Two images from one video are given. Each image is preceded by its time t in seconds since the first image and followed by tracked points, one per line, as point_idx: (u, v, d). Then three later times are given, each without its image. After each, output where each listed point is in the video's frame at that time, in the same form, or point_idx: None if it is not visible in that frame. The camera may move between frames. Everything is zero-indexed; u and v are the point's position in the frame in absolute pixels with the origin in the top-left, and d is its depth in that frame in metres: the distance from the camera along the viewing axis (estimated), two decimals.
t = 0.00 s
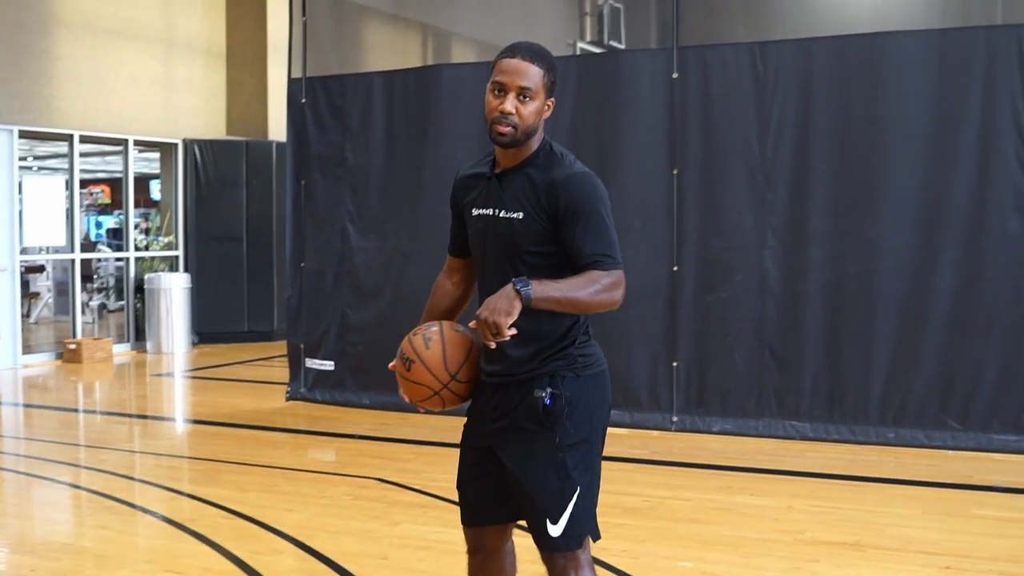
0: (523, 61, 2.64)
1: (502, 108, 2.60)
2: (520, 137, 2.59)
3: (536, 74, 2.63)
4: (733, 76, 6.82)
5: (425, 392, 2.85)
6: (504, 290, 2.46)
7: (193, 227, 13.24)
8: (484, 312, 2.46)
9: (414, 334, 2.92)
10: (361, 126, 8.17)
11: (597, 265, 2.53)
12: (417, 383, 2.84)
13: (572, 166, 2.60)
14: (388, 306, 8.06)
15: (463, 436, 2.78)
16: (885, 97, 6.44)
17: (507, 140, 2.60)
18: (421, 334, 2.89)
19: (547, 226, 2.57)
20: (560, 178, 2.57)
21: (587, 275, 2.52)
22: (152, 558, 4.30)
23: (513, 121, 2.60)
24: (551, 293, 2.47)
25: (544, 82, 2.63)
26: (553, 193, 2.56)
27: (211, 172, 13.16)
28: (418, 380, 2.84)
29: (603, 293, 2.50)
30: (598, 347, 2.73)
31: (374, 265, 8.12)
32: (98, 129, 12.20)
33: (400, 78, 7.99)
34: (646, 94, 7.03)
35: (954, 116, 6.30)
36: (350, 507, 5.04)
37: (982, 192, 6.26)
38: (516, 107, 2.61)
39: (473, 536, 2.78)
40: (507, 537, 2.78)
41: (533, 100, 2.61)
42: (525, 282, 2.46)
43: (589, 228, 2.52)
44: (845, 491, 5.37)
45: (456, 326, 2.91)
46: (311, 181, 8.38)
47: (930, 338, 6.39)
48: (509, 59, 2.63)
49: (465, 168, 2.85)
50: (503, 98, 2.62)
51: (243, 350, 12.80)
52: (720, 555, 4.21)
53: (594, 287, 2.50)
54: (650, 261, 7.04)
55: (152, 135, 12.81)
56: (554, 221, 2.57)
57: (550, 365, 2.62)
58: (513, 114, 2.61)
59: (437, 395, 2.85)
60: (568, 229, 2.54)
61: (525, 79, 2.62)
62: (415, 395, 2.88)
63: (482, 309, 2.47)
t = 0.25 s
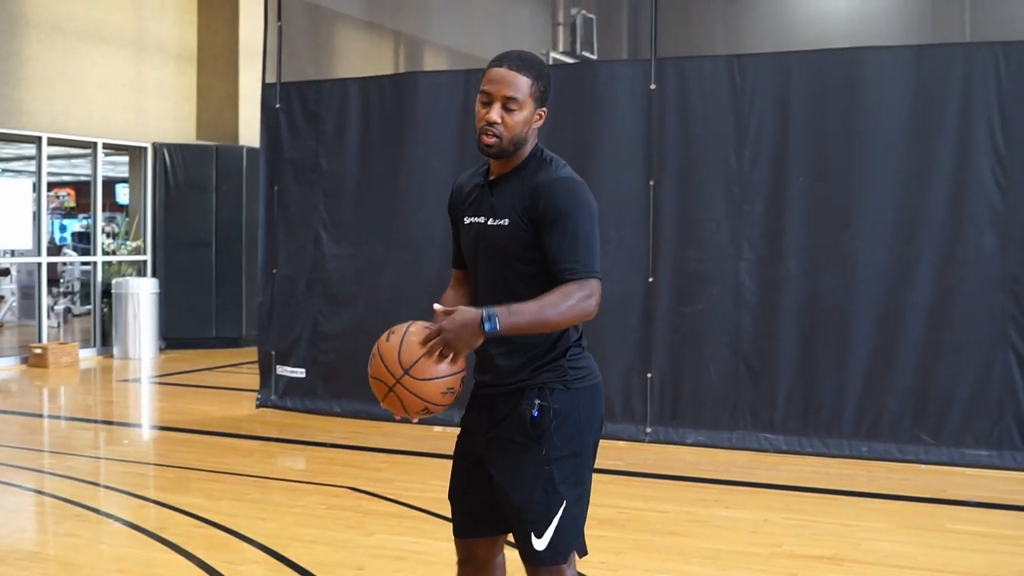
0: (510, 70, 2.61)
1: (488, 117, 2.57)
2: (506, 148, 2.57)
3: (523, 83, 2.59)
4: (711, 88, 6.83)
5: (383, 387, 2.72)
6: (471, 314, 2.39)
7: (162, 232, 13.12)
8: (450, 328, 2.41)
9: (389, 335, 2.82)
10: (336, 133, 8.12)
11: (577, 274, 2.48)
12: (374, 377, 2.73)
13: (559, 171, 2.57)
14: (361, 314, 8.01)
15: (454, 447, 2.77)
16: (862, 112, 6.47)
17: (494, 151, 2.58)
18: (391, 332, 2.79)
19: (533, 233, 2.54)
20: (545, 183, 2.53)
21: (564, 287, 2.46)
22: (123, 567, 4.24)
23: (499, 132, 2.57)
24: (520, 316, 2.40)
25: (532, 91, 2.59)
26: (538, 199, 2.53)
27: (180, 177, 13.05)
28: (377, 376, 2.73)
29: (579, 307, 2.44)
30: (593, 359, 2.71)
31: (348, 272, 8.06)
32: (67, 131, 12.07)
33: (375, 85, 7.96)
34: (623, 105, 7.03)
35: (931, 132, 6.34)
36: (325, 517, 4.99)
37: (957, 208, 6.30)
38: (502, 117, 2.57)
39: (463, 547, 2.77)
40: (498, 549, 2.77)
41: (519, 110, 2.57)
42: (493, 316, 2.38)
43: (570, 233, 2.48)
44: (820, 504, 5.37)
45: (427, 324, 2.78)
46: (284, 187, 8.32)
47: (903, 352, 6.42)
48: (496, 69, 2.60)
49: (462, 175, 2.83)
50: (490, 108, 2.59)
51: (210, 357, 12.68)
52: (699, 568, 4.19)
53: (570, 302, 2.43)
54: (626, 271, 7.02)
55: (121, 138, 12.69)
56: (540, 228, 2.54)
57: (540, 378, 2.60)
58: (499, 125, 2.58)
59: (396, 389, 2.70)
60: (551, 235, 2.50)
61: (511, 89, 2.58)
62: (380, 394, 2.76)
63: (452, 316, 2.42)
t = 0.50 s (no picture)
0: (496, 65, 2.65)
1: (467, 110, 2.65)
2: (481, 139, 2.62)
3: (502, 77, 2.62)
4: (702, 88, 6.83)
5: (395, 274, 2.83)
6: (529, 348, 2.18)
7: (147, 227, 13.06)
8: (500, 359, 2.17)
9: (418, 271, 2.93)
10: (325, 129, 8.09)
11: (584, 266, 2.42)
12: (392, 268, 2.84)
13: (560, 167, 2.55)
14: (350, 311, 7.99)
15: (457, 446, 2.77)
16: (853, 114, 6.48)
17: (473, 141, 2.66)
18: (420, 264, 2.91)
19: (533, 228, 2.52)
20: (545, 177, 2.52)
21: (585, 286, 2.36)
22: (112, 564, 4.21)
23: (476, 124, 2.64)
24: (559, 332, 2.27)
25: (512, 85, 2.61)
26: (538, 193, 2.51)
27: (167, 172, 13.02)
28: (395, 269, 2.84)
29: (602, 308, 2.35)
30: (597, 359, 2.68)
31: (336, 269, 8.04)
32: (51, 125, 11.98)
33: (365, 81, 7.93)
34: (614, 104, 7.02)
35: (921, 134, 6.35)
36: (315, 514, 4.97)
37: (947, 210, 6.32)
38: (478, 109, 2.63)
39: (464, 546, 2.78)
40: (498, 549, 2.78)
41: (493, 102, 2.61)
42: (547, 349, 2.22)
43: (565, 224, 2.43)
44: (811, 505, 5.37)
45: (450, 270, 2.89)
46: (272, 182, 8.28)
47: (893, 354, 6.43)
48: (481, 64, 2.67)
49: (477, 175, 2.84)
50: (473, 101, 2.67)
51: (196, 352, 12.63)
52: (692, 568, 4.19)
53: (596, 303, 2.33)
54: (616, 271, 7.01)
55: (105, 132, 12.61)
56: (539, 223, 2.52)
57: (541, 378, 2.58)
58: (478, 116, 2.64)
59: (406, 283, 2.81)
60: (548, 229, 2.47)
61: (489, 82, 2.63)
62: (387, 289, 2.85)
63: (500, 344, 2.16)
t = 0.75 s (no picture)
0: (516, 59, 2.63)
1: (489, 105, 2.63)
2: (505, 135, 2.60)
3: (524, 71, 2.60)
4: (715, 84, 6.80)
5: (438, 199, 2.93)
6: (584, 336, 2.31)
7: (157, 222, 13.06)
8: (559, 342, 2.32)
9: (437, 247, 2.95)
10: (336, 125, 8.08)
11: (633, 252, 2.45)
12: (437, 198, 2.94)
13: (585, 158, 2.55)
14: (361, 307, 7.98)
15: (477, 444, 2.78)
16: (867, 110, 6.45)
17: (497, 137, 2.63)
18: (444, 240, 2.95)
19: (563, 222, 2.52)
20: (572, 169, 2.51)
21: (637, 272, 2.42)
22: (125, 559, 4.20)
23: (499, 119, 2.62)
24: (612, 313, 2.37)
25: (534, 79, 2.59)
26: (565, 185, 2.51)
27: (176, 167, 12.98)
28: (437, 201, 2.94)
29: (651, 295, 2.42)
30: (618, 359, 2.68)
31: (347, 264, 8.03)
32: (61, 121, 12.00)
33: (377, 77, 7.91)
34: (626, 100, 7.00)
35: (936, 131, 6.32)
36: (327, 511, 4.96)
37: (962, 207, 6.29)
38: (501, 104, 2.60)
39: (482, 545, 2.78)
40: (516, 548, 2.77)
41: (516, 97, 2.59)
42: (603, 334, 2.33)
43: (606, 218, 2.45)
44: (825, 503, 5.35)
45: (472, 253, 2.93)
46: (283, 178, 8.28)
47: (906, 351, 6.40)
48: (500, 59, 2.64)
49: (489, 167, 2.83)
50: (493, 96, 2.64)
51: (205, 348, 12.63)
52: (707, 566, 4.17)
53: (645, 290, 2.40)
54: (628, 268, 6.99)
55: (115, 127, 12.63)
56: (571, 216, 2.52)
57: (560, 374, 2.59)
58: (501, 112, 2.61)
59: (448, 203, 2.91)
60: (586, 222, 2.48)
61: (510, 75, 2.60)
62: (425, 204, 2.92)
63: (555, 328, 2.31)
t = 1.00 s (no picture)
0: (534, 44, 2.62)
1: (507, 90, 2.60)
2: (526, 120, 2.58)
3: (545, 56, 2.59)
4: (722, 72, 6.76)
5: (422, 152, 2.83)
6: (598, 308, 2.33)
7: (165, 214, 13.06)
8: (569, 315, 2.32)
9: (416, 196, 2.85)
10: (343, 116, 8.06)
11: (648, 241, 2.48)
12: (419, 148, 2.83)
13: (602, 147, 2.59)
14: (368, 298, 7.96)
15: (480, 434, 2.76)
16: (875, 97, 6.41)
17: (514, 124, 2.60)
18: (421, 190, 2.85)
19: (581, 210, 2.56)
20: (590, 157, 2.55)
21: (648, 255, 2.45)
22: (131, 552, 4.19)
23: (518, 104, 2.59)
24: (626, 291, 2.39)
25: (554, 65, 2.59)
26: (585, 172, 2.54)
27: (184, 159, 12.96)
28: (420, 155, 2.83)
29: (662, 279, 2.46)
30: (624, 345, 2.68)
31: (354, 255, 8.01)
32: (68, 113, 12.00)
33: (383, 67, 7.88)
34: (633, 89, 6.96)
35: (945, 118, 6.28)
36: (334, 502, 4.95)
37: (971, 195, 6.25)
38: (521, 89, 2.59)
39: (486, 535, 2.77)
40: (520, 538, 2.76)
41: (538, 82, 2.58)
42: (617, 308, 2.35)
43: (628, 205, 2.49)
44: (833, 493, 5.32)
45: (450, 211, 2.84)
46: (290, 169, 8.25)
47: (915, 340, 6.37)
48: (518, 43, 2.63)
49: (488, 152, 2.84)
50: (510, 81, 2.62)
51: (213, 340, 12.64)
52: (715, 557, 4.15)
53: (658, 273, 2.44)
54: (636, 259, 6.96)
55: (122, 120, 12.62)
56: (590, 204, 2.56)
57: (570, 361, 2.59)
58: (520, 97, 2.60)
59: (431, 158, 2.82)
60: (606, 210, 2.53)
61: (530, 60, 2.60)
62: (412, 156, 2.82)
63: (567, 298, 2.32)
